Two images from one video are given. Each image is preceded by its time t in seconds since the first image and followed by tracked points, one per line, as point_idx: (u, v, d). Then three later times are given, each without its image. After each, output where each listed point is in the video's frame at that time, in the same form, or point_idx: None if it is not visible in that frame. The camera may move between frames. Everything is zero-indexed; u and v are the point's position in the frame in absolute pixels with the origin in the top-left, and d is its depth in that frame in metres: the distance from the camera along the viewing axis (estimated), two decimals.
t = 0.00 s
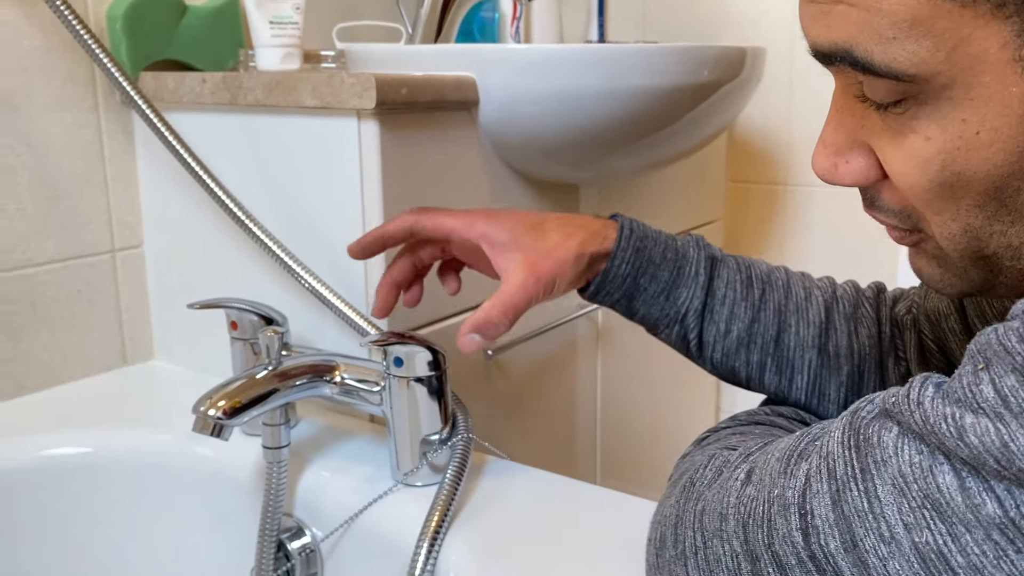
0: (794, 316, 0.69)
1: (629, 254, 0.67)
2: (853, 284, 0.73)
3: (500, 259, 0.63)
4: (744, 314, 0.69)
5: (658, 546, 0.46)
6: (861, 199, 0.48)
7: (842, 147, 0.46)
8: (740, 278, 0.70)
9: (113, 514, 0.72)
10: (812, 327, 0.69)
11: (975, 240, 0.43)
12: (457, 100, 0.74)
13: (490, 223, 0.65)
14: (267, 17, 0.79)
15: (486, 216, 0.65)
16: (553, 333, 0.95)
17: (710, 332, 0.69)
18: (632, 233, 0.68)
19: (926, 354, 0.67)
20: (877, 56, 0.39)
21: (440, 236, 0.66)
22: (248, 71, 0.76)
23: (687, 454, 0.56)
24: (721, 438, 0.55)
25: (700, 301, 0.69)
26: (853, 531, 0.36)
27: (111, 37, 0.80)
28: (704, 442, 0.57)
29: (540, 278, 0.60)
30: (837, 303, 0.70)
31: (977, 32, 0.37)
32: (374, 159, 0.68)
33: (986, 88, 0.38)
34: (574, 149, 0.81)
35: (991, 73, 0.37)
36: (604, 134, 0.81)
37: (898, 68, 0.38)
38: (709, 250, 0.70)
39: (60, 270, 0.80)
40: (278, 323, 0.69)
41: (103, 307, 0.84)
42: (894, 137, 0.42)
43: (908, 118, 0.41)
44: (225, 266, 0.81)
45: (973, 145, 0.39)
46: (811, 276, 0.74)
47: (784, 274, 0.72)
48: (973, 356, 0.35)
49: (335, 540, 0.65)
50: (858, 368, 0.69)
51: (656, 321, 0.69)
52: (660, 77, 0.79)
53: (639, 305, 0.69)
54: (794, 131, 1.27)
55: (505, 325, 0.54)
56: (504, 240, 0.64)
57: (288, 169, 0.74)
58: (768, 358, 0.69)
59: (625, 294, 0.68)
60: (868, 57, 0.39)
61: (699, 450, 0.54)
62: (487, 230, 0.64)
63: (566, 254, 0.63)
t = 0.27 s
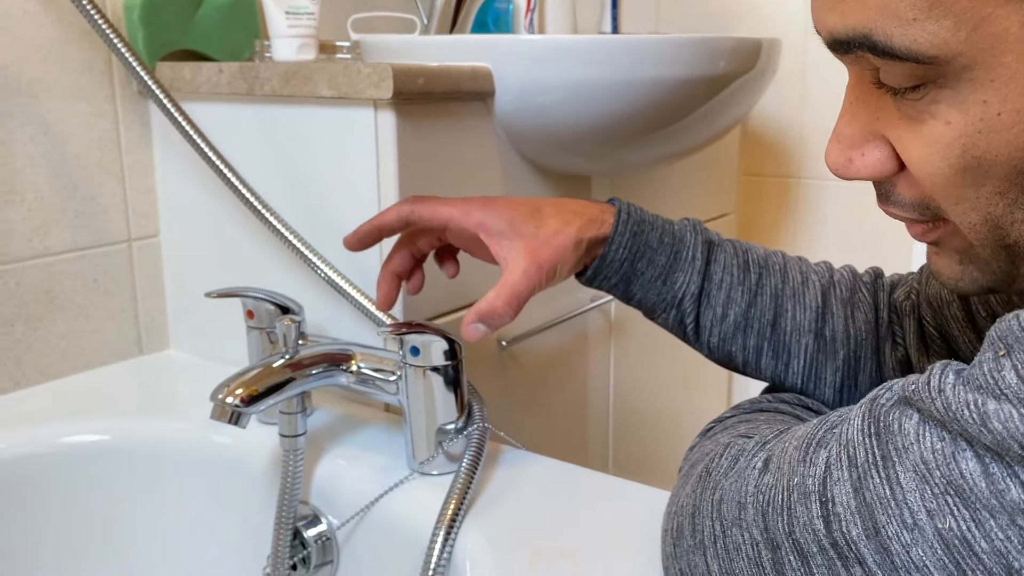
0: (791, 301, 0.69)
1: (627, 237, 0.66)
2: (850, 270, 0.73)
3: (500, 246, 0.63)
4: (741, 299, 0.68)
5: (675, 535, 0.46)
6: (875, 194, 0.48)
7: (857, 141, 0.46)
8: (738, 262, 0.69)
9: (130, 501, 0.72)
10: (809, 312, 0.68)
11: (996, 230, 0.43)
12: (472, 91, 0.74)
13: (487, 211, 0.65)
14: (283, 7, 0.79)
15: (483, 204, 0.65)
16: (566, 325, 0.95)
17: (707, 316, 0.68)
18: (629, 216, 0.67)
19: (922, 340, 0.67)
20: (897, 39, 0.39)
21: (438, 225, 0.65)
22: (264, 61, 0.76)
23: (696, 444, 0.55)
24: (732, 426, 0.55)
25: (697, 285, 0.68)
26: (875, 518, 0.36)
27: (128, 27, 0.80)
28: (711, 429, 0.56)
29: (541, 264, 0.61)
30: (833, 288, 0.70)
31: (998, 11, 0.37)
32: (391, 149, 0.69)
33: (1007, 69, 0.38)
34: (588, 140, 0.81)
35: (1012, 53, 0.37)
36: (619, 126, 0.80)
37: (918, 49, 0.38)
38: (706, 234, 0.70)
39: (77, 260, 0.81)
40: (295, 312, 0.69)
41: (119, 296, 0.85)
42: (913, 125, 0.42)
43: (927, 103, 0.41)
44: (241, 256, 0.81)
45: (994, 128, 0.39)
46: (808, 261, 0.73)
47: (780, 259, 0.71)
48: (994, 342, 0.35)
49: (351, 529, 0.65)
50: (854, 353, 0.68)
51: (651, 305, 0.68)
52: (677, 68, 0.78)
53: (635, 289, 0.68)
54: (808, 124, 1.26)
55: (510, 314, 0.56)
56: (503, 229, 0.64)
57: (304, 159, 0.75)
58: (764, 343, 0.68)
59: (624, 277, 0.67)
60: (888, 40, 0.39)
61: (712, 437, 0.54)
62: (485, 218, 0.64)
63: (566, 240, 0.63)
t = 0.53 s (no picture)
0: (791, 308, 0.70)
1: (623, 259, 0.68)
2: (852, 270, 0.73)
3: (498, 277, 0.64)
4: (742, 310, 0.69)
5: (691, 523, 0.47)
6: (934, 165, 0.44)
7: (941, 93, 0.41)
8: (736, 273, 0.70)
9: (146, 488, 0.73)
10: (810, 318, 0.69)
11: None
12: (486, 83, 0.74)
13: (484, 239, 0.65)
14: None
15: (481, 233, 0.66)
16: (576, 317, 0.95)
17: (709, 329, 0.70)
18: (625, 238, 0.69)
19: (930, 336, 0.67)
20: None
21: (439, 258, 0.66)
22: (280, 53, 0.77)
23: (707, 436, 0.55)
24: (745, 415, 0.55)
25: (697, 300, 0.69)
26: (896, 506, 0.36)
27: (144, 19, 0.81)
28: (723, 423, 0.56)
29: (539, 294, 0.62)
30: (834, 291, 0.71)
31: None
32: (404, 140, 0.69)
33: None
34: (600, 133, 0.82)
35: None
36: (631, 119, 0.81)
37: None
38: (702, 250, 0.71)
39: (94, 249, 0.82)
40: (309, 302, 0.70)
41: (134, 286, 0.86)
42: None
43: None
44: (255, 247, 0.82)
45: None
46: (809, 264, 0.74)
47: (779, 266, 0.72)
48: (1016, 332, 0.36)
49: (365, 516, 0.66)
50: (857, 354, 0.69)
51: (654, 321, 0.70)
52: (686, 61, 0.79)
53: (636, 306, 0.69)
54: (819, 119, 1.27)
55: (509, 346, 0.57)
56: (501, 260, 0.64)
57: (318, 150, 0.75)
58: (768, 351, 0.70)
59: (627, 298, 0.69)
60: None
61: (725, 425, 0.55)
62: (483, 249, 0.65)
63: (562, 270, 0.64)
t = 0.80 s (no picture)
0: (806, 300, 0.67)
1: (638, 250, 0.66)
2: (865, 265, 0.71)
3: (515, 264, 0.63)
4: (757, 301, 0.66)
5: (733, 515, 0.45)
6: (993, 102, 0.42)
7: None
8: (752, 264, 0.68)
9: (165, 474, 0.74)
10: (824, 309, 0.67)
11: None
12: (505, 72, 0.74)
13: (501, 226, 0.65)
14: None
15: (499, 221, 0.65)
16: (591, 308, 0.95)
17: (723, 320, 0.67)
18: (639, 230, 0.67)
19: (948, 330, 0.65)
20: None
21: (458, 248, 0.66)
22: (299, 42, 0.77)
23: (733, 427, 0.55)
24: (776, 407, 0.54)
25: (712, 291, 0.66)
26: (964, 500, 0.35)
27: (163, 6, 0.81)
28: (746, 414, 0.56)
29: (557, 281, 0.61)
30: (848, 284, 0.68)
31: None
32: (424, 129, 0.69)
33: None
34: (619, 123, 0.81)
35: None
36: (649, 109, 0.80)
37: None
38: (718, 242, 0.68)
39: (111, 236, 0.82)
40: (329, 290, 0.70)
41: (151, 274, 0.86)
42: None
43: None
44: (272, 235, 0.82)
45: None
46: (822, 258, 0.72)
47: (794, 259, 0.70)
48: None
49: (384, 504, 0.66)
50: (872, 347, 0.66)
51: (665, 313, 0.67)
52: (704, 52, 0.78)
53: (651, 299, 0.67)
54: (833, 112, 1.26)
55: (528, 332, 0.57)
56: (518, 248, 0.64)
57: (337, 139, 0.75)
58: (782, 343, 0.67)
59: (638, 289, 0.67)
60: None
61: (759, 416, 0.54)
62: (500, 237, 0.64)
63: (580, 258, 0.63)
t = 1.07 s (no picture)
0: (821, 294, 0.67)
1: (655, 242, 0.65)
2: (882, 260, 0.71)
3: (532, 256, 0.63)
4: (773, 295, 0.66)
5: (766, 502, 0.47)
6: None
7: None
8: (768, 258, 0.67)
9: (181, 463, 0.74)
10: (840, 303, 0.66)
11: None
12: (522, 63, 0.74)
13: (518, 219, 0.65)
14: None
15: (516, 214, 0.65)
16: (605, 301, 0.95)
17: (739, 314, 0.66)
18: (656, 223, 0.66)
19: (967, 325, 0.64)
20: None
21: (475, 242, 0.66)
22: (315, 32, 0.77)
23: (755, 419, 0.57)
24: (801, 398, 0.55)
25: (728, 285, 0.66)
26: (1005, 481, 0.36)
27: None
28: (769, 406, 0.57)
29: (574, 273, 0.61)
30: (866, 279, 0.68)
31: None
32: (441, 120, 0.69)
33: None
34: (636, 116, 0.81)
35: None
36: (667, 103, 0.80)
37: None
38: (734, 235, 0.68)
39: (127, 226, 0.83)
40: (345, 280, 0.70)
41: (166, 265, 0.87)
42: None
43: None
44: (287, 226, 0.82)
45: None
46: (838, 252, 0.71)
47: (811, 252, 0.69)
48: None
49: (400, 494, 0.66)
50: (887, 341, 0.66)
51: (680, 307, 0.67)
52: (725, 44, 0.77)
53: (667, 292, 0.67)
54: (846, 106, 1.26)
55: (547, 323, 0.57)
56: (535, 240, 0.63)
57: (354, 130, 0.75)
58: (797, 336, 0.66)
59: (654, 282, 0.66)
60: None
61: (785, 407, 0.54)
62: (517, 230, 0.64)
63: (597, 251, 0.63)
